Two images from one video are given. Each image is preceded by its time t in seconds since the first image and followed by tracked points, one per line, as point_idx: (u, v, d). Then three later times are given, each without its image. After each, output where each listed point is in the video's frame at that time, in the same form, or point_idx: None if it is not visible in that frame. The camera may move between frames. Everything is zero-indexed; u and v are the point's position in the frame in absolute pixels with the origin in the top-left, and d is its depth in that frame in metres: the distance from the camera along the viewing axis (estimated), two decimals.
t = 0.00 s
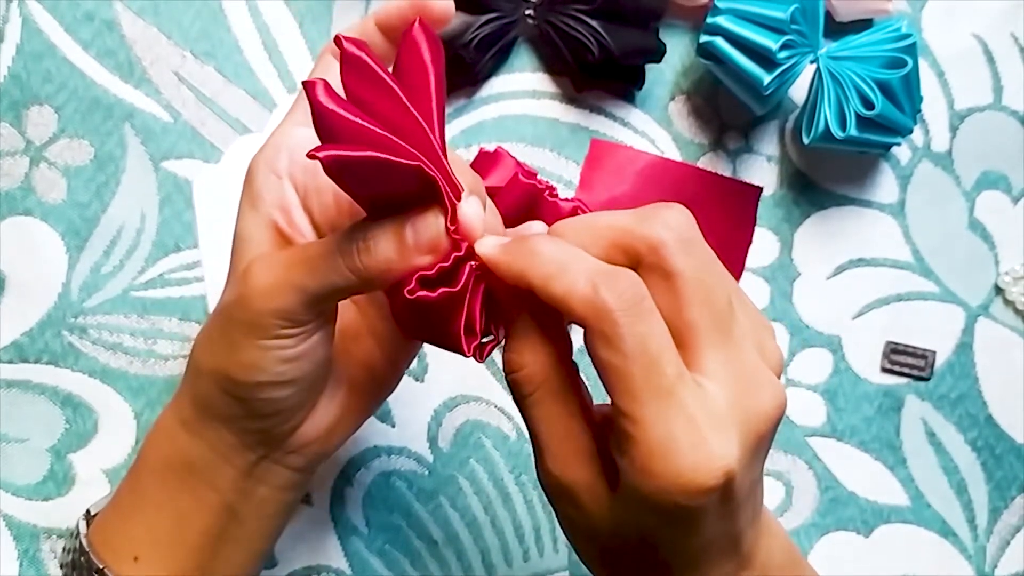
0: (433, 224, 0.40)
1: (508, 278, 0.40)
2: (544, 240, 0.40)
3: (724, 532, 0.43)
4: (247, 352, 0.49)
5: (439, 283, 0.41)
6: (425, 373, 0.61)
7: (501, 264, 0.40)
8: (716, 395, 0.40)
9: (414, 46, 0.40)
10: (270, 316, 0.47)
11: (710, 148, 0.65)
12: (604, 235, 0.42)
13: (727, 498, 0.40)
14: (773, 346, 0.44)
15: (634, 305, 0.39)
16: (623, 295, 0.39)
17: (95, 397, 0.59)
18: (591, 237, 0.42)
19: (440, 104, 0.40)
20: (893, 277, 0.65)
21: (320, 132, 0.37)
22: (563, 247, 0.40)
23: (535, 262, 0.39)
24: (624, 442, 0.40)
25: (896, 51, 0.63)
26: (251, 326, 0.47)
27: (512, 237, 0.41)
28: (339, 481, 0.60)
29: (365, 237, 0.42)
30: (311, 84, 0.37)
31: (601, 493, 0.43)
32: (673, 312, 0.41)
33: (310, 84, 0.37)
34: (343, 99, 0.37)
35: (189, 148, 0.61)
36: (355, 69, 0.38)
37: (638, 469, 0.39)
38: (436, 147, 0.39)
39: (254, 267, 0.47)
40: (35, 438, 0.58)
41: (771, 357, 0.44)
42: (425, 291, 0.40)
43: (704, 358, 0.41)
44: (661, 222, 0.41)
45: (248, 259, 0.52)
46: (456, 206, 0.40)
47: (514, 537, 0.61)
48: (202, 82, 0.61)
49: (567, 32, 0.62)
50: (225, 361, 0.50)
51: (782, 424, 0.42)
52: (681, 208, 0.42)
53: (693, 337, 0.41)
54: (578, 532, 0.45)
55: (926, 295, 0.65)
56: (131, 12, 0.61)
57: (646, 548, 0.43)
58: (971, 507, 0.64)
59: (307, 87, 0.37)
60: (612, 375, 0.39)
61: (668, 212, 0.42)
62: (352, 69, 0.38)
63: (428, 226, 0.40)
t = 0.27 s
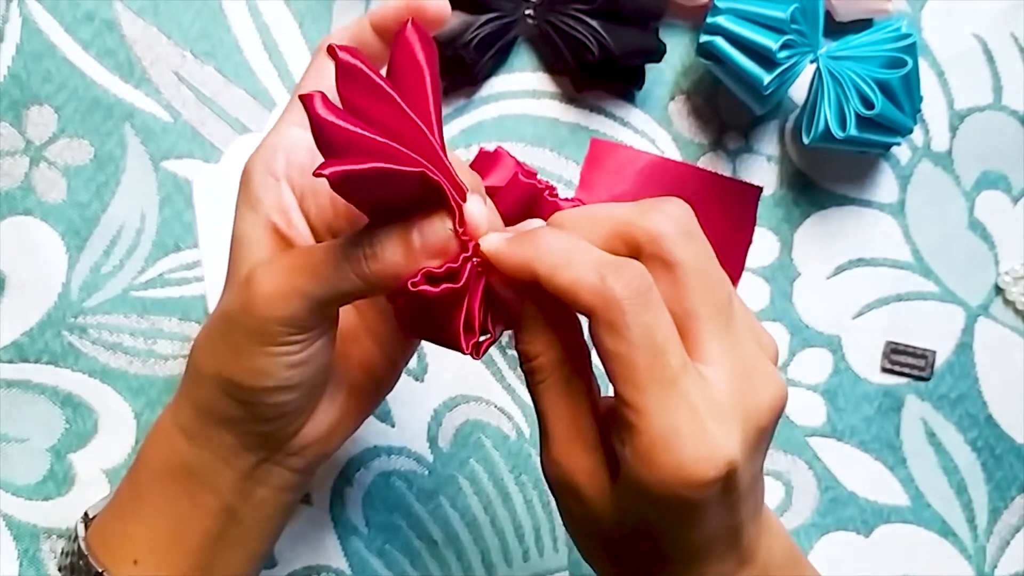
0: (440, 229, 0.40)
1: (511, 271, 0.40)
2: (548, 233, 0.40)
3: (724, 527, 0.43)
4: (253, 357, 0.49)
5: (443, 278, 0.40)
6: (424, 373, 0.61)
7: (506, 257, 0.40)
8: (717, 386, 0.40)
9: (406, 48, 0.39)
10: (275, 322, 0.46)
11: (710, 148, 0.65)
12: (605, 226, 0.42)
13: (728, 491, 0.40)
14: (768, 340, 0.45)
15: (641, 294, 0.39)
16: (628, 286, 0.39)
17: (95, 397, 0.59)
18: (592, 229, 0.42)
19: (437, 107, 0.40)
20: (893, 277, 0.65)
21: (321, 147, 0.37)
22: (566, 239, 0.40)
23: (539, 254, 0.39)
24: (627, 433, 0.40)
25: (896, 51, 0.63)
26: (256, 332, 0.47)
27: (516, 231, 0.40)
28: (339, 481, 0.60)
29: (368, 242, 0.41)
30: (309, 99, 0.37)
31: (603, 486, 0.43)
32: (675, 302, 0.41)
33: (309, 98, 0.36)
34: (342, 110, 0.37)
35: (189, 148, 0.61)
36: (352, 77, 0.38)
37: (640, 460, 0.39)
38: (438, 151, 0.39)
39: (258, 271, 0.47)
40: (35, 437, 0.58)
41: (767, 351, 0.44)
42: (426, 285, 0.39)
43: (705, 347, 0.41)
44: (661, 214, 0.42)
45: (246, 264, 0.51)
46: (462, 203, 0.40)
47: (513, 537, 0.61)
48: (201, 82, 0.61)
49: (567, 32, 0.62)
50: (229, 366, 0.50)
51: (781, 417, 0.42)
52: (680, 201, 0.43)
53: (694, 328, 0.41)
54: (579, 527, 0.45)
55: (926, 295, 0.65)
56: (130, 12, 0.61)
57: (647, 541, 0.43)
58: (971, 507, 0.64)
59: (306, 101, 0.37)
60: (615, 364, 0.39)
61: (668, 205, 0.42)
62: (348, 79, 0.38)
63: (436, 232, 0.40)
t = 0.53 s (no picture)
0: (440, 237, 0.41)
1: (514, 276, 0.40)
2: (551, 240, 0.40)
3: (729, 534, 0.43)
4: (260, 369, 0.49)
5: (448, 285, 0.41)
6: (426, 373, 0.61)
7: (509, 263, 0.40)
8: (722, 394, 0.40)
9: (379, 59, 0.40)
10: (285, 338, 0.47)
11: (711, 149, 0.65)
12: (610, 232, 0.42)
13: (733, 499, 0.40)
14: (772, 348, 0.45)
15: (645, 302, 0.39)
16: (632, 294, 0.39)
17: (97, 398, 0.59)
18: (596, 235, 0.43)
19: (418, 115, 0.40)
20: (893, 278, 0.65)
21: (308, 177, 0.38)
22: (570, 246, 0.40)
23: (543, 261, 0.40)
24: (631, 442, 0.40)
25: (896, 52, 0.63)
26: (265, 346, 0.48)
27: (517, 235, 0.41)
28: (340, 482, 0.60)
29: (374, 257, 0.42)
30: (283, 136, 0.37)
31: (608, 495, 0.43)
32: (680, 309, 0.41)
33: (284, 136, 0.37)
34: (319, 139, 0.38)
35: (191, 150, 0.61)
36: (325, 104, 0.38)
37: (646, 469, 0.39)
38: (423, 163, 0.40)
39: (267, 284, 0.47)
40: (36, 438, 0.58)
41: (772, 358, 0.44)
42: (429, 292, 0.40)
43: (710, 355, 0.41)
44: (665, 220, 0.42)
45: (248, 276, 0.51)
46: (458, 210, 0.41)
47: (514, 537, 0.61)
48: (203, 83, 0.61)
49: (567, 34, 0.62)
50: (237, 378, 0.50)
51: (785, 424, 0.42)
52: (684, 207, 0.43)
53: (699, 335, 0.41)
54: (585, 537, 0.45)
55: (926, 296, 0.65)
56: (132, 14, 0.61)
57: (652, 549, 0.43)
58: (971, 508, 0.64)
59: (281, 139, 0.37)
60: (620, 373, 0.39)
61: (673, 211, 0.42)
62: (321, 105, 0.38)
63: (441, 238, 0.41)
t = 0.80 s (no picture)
0: (439, 246, 0.42)
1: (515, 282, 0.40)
2: (552, 247, 0.40)
3: (732, 541, 0.42)
4: (269, 375, 0.49)
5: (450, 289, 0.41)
6: (426, 374, 0.61)
7: (510, 269, 0.40)
8: (724, 402, 0.40)
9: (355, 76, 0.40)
10: (295, 343, 0.47)
11: (710, 150, 0.65)
12: (611, 239, 0.42)
13: (736, 507, 0.40)
14: (773, 355, 0.45)
15: (646, 311, 0.39)
16: (633, 303, 0.39)
17: (96, 398, 0.59)
18: (597, 242, 0.43)
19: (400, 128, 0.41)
20: (893, 278, 0.65)
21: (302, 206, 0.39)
22: (571, 253, 0.40)
23: (543, 268, 0.39)
24: (632, 450, 0.40)
25: (895, 53, 0.63)
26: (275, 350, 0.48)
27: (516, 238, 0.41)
28: (339, 483, 0.60)
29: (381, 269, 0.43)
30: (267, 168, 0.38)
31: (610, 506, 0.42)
32: (680, 317, 0.41)
33: (270, 170, 0.38)
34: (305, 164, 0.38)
35: (191, 150, 0.61)
36: (307, 132, 0.39)
37: (649, 479, 0.39)
38: (414, 175, 0.40)
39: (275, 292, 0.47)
40: (36, 438, 0.58)
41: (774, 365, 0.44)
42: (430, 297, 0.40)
43: (712, 362, 0.41)
44: (666, 227, 0.42)
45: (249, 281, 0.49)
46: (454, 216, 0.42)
47: (513, 537, 0.61)
48: (202, 84, 0.61)
49: (566, 34, 0.62)
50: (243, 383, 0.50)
51: (787, 431, 0.42)
52: (686, 213, 0.43)
53: (701, 342, 0.41)
54: (585, 545, 0.45)
55: (925, 296, 0.65)
56: (132, 14, 0.61)
57: (654, 556, 0.43)
58: (971, 508, 0.64)
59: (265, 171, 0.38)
60: (621, 381, 0.39)
61: (674, 217, 0.42)
62: (300, 133, 0.39)
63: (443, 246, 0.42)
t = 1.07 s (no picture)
0: (442, 255, 0.42)
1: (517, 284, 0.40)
2: (554, 251, 0.40)
3: (734, 549, 0.42)
4: (279, 381, 0.49)
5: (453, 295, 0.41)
6: (426, 376, 0.61)
7: (512, 271, 0.40)
8: (727, 407, 0.40)
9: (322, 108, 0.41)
10: (303, 351, 0.48)
11: (711, 152, 0.65)
12: (614, 244, 0.42)
13: (739, 513, 0.40)
14: (775, 360, 0.45)
15: (647, 316, 0.39)
16: (634, 307, 0.39)
17: (97, 400, 0.59)
18: (600, 247, 0.43)
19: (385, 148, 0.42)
20: (893, 280, 0.65)
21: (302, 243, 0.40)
22: (574, 257, 0.40)
23: (546, 271, 0.40)
24: (633, 455, 0.39)
25: (896, 55, 0.63)
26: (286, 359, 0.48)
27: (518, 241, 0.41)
28: (340, 485, 0.60)
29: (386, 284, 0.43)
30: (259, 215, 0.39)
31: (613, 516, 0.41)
32: (682, 321, 0.41)
33: (261, 215, 0.39)
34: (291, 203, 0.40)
35: (191, 152, 0.61)
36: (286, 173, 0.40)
37: (651, 484, 0.39)
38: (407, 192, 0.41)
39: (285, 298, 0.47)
40: (37, 440, 0.58)
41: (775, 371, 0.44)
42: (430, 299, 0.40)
43: (715, 367, 0.41)
44: (669, 232, 0.42)
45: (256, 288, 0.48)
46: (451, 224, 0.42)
47: (513, 539, 0.61)
48: (203, 86, 0.61)
49: (567, 36, 0.62)
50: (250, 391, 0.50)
51: (788, 437, 0.42)
52: (688, 218, 0.43)
53: (703, 347, 0.41)
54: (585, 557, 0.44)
55: (926, 298, 0.65)
56: (132, 16, 0.61)
57: (655, 566, 0.42)
58: (971, 510, 0.64)
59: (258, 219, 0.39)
60: (622, 386, 0.39)
61: (676, 223, 0.43)
62: (285, 171, 0.40)
63: (446, 256, 0.42)
